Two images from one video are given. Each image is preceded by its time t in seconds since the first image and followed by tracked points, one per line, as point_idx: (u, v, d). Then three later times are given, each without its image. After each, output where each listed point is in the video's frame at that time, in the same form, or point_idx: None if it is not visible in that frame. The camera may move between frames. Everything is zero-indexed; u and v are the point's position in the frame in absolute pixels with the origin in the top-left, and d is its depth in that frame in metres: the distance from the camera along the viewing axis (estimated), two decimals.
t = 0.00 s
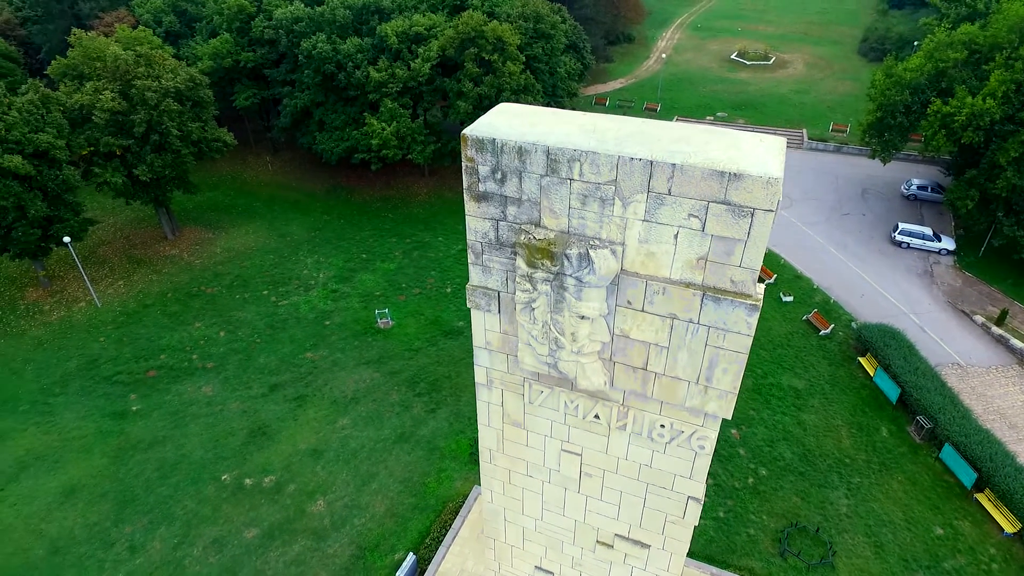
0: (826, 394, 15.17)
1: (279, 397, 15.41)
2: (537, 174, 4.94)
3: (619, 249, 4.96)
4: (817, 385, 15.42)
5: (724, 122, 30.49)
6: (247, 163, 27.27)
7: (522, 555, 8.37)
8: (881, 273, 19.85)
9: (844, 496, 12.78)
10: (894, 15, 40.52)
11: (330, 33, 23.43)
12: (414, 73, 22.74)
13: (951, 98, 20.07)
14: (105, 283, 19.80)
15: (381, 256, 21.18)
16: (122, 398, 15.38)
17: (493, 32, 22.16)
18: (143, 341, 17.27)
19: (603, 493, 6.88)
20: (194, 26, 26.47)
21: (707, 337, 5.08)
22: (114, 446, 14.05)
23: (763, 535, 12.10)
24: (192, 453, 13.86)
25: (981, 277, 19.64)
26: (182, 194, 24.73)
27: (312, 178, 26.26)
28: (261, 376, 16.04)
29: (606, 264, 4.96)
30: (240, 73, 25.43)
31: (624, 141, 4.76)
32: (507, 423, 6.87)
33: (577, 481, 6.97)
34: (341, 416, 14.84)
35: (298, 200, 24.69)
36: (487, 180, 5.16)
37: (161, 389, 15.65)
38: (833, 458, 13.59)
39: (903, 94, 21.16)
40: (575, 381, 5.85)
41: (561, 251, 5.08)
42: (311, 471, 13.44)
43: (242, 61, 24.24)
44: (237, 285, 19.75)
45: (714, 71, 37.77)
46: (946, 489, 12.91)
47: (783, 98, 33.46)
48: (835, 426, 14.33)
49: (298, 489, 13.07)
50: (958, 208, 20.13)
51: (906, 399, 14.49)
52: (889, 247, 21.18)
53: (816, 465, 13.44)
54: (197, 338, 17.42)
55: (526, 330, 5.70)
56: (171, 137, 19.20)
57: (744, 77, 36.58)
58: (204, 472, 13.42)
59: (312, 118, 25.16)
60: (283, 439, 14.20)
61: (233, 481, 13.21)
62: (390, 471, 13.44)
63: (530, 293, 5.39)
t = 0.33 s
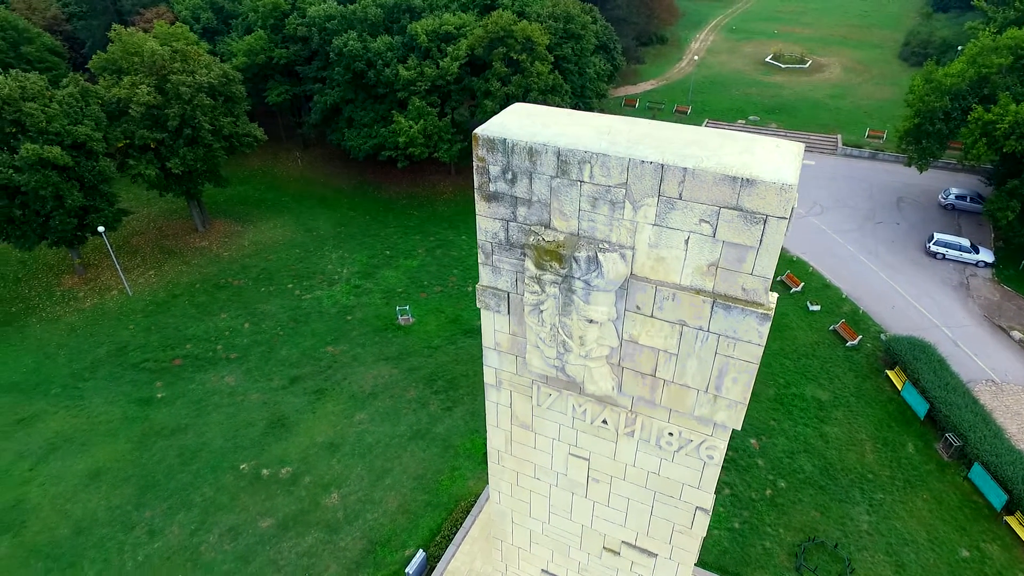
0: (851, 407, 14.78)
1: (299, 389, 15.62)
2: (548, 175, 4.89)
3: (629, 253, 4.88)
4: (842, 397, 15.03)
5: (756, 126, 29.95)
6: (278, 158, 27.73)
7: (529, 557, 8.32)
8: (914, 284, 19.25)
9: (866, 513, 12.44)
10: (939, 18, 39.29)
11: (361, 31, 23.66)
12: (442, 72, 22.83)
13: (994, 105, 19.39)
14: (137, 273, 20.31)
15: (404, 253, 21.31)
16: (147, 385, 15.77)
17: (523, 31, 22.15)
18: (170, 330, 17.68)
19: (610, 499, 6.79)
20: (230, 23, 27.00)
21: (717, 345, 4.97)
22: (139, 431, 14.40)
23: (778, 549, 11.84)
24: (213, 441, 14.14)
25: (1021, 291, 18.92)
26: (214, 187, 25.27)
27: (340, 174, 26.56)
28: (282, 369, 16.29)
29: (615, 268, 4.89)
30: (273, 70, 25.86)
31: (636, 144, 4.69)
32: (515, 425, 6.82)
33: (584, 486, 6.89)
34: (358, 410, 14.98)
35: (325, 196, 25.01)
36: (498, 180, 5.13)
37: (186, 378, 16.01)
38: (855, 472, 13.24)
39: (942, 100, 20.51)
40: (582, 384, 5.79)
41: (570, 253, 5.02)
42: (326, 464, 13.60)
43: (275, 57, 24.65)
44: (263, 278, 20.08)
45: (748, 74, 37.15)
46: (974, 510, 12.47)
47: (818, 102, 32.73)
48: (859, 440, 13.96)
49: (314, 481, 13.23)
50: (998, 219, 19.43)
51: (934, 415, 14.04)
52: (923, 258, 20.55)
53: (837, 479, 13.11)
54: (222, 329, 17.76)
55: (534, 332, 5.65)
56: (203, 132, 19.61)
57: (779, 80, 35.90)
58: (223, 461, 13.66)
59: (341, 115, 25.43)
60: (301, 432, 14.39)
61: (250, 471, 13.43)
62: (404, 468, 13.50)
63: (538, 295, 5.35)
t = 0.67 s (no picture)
0: (872, 418, 14.45)
1: (315, 384, 15.80)
2: (556, 177, 4.85)
3: (637, 257, 4.82)
4: (863, 408, 14.71)
5: (783, 130, 29.47)
6: (303, 155, 28.08)
7: (535, 560, 8.28)
8: (943, 295, 18.73)
9: (884, 527, 12.15)
10: (978, 22, 38.24)
11: (386, 30, 23.80)
12: (466, 71, 22.88)
13: None
14: (163, 265, 20.74)
15: (424, 251, 21.41)
16: (169, 375, 16.09)
17: (547, 31, 22.12)
18: (193, 322, 18.00)
19: (616, 504, 6.73)
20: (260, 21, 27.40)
21: (725, 353, 4.89)
22: (159, 420, 14.70)
23: (791, 560, 11.63)
24: (230, 433, 14.36)
25: None
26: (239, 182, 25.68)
27: (363, 172, 26.79)
28: (300, 363, 16.48)
29: (622, 272, 4.83)
30: (300, 67, 26.17)
31: (645, 147, 4.63)
32: (521, 427, 6.79)
33: (590, 490, 6.84)
34: (373, 407, 15.07)
35: (348, 193, 25.25)
36: (507, 181, 5.11)
37: (206, 369, 16.29)
38: (874, 486, 12.94)
39: (977, 106, 19.95)
40: (588, 389, 5.74)
41: (577, 256, 4.98)
42: (340, 459, 13.71)
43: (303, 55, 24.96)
44: (284, 272, 20.35)
45: (777, 77, 36.59)
46: (998, 529, 12.10)
47: (848, 106, 32.07)
48: (879, 452, 13.64)
49: (327, 475, 13.35)
50: None
51: (959, 430, 13.66)
52: (953, 268, 20.01)
53: (856, 492, 12.82)
54: (243, 322, 18.03)
55: (541, 335, 5.62)
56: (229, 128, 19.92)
57: (808, 84, 35.30)
58: (239, 453, 13.86)
59: (365, 113, 25.61)
60: (315, 426, 14.54)
61: (265, 463, 13.60)
62: (416, 465, 13.56)
63: (545, 298, 5.31)
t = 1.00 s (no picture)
0: (898, 433, 14.04)
1: (335, 377, 16.00)
2: (566, 179, 4.81)
3: (646, 262, 4.75)
4: (889, 423, 14.30)
5: (817, 135, 28.87)
6: (332, 152, 28.46)
7: (542, 563, 8.23)
8: (978, 309, 18.11)
9: (905, 547, 11.80)
10: None
11: (417, 29, 23.94)
12: (494, 71, 22.90)
13: None
14: (192, 256, 21.21)
15: (447, 249, 21.48)
16: (193, 364, 16.45)
17: (577, 32, 22.04)
18: (219, 313, 18.38)
19: (623, 512, 6.65)
20: (294, 18, 27.82)
21: (734, 362, 4.79)
22: (182, 408, 15.04)
23: None
24: (250, 423, 14.62)
25: None
26: (269, 177, 26.14)
27: (390, 169, 27.03)
28: (321, 357, 16.69)
29: (630, 277, 4.77)
30: (331, 65, 26.51)
31: (656, 150, 4.56)
32: (529, 429, 6.76)
33: (597, 496, 6.78)
34: (390, 403, 15.19)
35: (374, 190, 25.50)
36: (517, 182, 5.09)
37: (229, 360, 16.61)
38: (897, 503, 12.59)
39: (1020, 114, 19.25)
40: (595, 393, 5.69)
41: (585, 259, 4.93)
42: (355, 453, 13.86)
43: (334, 53, 25.29)
44: (309, 267, 20.64)
45: (812, 81, 35.84)
46: None
47: (886, 112, 31.25)
48: (904, 469, 13.25)
49: (342, 469, 13.50)
50: None
51: (990, 449, 13.20)
52: (990, 281, 19.33)
53: (877, 509, 12.48)
54: (267, 315, 18.34)
55: (549, 338, 5.58)
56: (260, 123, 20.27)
57: (845, 88, 34.50)
58: (258, 443, 14.10)
59: (394, 111, 25.79)
60: (333, 420, 14.72)
61: (283, 455, 13.81)
62: (430, 462, 13.62)
63: (553, 300, 5.28)
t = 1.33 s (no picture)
0: (918, 447, 13.72)
1: (350, 373, 16.14)
2: (573, 182, 4.78)
3: (652, 267, 4.69)
4: (909, 435, 13.99)
5: (844, 140, 28.35)
6: (354, 149, 28.72)
7: (546, 566, 8.19)
8: (1007, 321, 17.61)
9: (922, 563, 11.53)
10: None
11: (440, 29, 24.01)
12: (516, 71, 22.87)
13: None
14: (215, 250, 21.56)
15: (465, 249, 21.52)
16: (212, 357, 16.72)
17: (600, 34, 21.96)
18: (239, 307, 18.65)
19: (627, 517, 6.59)
20: (320, 17, 28.12)
21: (739, 371, 4.71)
22: (200, 400, 15.30)
23: None
24: (265, 416, 14.82)
25: None
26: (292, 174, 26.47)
27: (411, 168, 27.18)
28: (337, 353, 16.84)
29: (635, 282, 4.71)
30: (356, 63, 26.74)
31: (664, 154, 4.51)
32: (535, 432, 6.73)
33: (601, 501, 6.73)
34: (403, 400, 15.27)
35: (395, 188, 25.67)
36: (524, 184, 5.07)
37: (247, 353, 16.85)
38: (915, 518, 12.30)
39: None
40: (600, 398, 5.65)
41: (590, 263, 4.89)
42: (367, 449, 13.96)
43: (359, 51, 25.52)
44: (328, 263, 20.84)
45: (841, 84, 35.20)
46: None
47: (917, 117, 30.56)
48: (924, 483, 12.94)
49: (353, 464, 13.60)
50: None
51: (1014, 466, 12.84)
52: (1021, 293, 18.79)
53: (894, 523, 12.20)
54: (286, 309, 18.56)
55: (554, 341, 5.55)
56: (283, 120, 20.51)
57: (875, 93, 33.82)
58: (272, 437, 14.27)
59: (416, 109, 25.90)
60: (347, 415, 14.84)
61: (296, 449, 13.96)
62: (441, 461, 13.66)
63: (559, 303, 5.25)
